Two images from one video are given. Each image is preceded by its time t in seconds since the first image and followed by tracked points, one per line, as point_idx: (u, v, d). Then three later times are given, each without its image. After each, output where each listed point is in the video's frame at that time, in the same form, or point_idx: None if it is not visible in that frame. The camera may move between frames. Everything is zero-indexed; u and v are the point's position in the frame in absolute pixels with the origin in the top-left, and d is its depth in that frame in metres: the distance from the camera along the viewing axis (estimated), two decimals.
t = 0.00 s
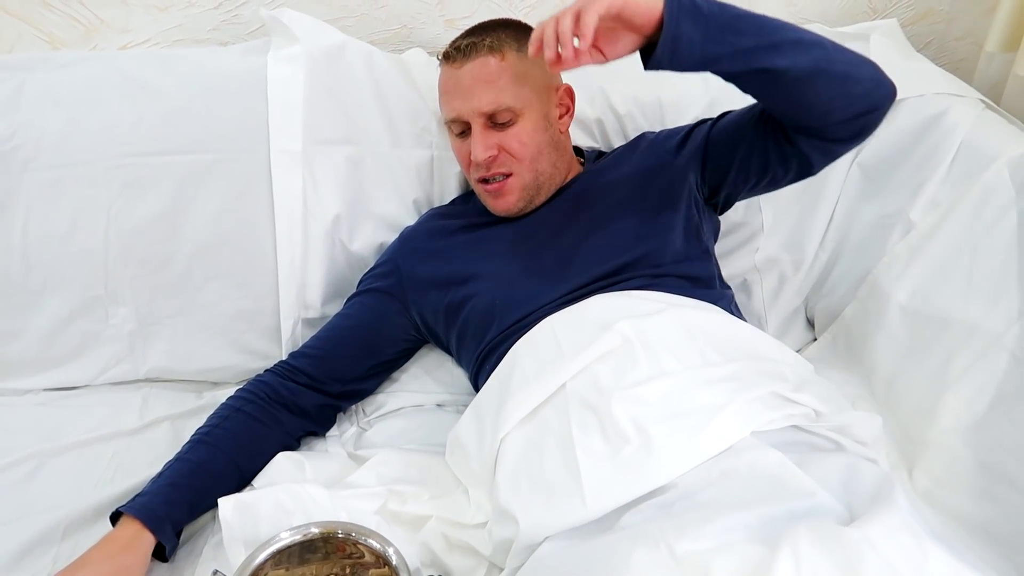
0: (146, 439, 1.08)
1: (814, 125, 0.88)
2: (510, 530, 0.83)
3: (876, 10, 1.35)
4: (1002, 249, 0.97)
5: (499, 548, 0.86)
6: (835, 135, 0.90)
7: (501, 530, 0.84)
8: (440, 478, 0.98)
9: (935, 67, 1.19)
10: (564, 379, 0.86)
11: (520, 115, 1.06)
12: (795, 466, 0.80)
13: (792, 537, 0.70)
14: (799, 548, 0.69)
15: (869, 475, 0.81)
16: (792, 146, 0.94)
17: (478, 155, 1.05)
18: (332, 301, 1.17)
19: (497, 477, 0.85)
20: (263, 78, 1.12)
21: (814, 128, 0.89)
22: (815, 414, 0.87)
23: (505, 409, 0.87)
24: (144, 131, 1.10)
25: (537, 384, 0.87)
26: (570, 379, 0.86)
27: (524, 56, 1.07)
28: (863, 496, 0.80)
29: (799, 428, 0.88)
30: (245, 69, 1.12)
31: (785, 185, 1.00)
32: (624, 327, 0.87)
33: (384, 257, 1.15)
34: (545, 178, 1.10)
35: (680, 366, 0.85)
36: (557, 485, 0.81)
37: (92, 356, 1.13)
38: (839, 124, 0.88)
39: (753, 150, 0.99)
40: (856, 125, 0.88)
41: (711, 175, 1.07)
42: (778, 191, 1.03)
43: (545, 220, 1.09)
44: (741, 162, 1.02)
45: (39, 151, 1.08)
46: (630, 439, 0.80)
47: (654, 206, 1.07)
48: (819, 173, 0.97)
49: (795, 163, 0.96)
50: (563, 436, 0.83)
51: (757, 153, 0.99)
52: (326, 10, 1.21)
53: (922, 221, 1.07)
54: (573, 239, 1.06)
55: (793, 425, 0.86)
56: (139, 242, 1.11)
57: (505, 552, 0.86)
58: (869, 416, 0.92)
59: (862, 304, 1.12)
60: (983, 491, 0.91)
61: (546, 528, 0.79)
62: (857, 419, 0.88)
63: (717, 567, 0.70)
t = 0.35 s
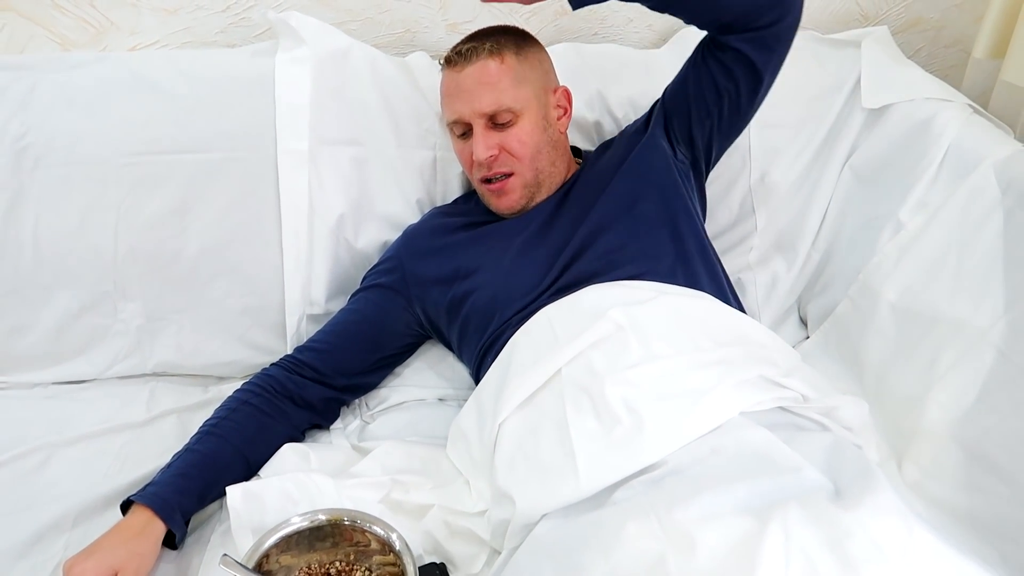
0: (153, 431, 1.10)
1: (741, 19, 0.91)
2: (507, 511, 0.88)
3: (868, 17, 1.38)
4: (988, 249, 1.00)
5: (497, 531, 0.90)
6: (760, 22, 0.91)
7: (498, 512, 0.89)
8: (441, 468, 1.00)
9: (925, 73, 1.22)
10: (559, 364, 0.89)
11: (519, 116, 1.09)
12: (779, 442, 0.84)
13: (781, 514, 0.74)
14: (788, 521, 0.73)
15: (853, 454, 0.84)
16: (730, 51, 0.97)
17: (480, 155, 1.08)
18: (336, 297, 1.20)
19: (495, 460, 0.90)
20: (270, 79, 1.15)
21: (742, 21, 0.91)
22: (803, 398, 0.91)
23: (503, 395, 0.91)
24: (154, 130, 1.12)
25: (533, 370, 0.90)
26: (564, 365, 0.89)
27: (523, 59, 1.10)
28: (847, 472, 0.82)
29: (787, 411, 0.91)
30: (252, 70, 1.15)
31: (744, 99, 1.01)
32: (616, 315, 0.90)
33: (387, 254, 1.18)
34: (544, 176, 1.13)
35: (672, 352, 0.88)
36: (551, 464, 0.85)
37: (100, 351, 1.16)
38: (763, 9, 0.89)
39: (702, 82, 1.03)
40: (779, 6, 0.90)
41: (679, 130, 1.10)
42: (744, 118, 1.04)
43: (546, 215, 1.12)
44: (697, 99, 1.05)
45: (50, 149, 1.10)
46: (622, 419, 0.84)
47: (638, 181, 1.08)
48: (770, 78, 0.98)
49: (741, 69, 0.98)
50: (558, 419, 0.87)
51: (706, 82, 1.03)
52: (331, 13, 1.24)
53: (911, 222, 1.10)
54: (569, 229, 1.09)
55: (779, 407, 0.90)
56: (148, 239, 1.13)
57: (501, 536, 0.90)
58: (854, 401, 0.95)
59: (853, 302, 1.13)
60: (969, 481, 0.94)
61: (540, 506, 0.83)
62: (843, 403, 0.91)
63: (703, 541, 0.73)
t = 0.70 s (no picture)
0: (161, 423, 1.13)
1: None
2: (502, 497, 0.90)
3: (861, 23, 1.42)
4: (975, 249, 1.04)
5: (494, 518, 0.92)
6: None
7: (495, 499, 0.91)
8: (442, 459, 1.03)
9: (916, 78, 1.25)
10: (547, 355, 0.92)
11: (519, 120, 1.11)
12: (761, 420, 0.85)
13: (766, 486, 0.77)
14: (773, 500, 0.76)
15: (833, 435, 0.87)
16: (675, 26, 1.09)
17: (481, 157, 1.10)
18: (340, 293, 1.23)
19: (490, 447, 0.93)
20: (278, 80, 1.18)
21: None
22: (786, 374, 0.94)
23: (495, 385, 0.94)
24: (164, 129, 1.15)
25: (523, 360, 0.93)
26: (553, 355, 0.92)
27: (524, 65, 1.12)
28: (827, 452, 0.85)
29: (766, 388, 0.94)
30: (261, 71, 1.18)
31: (700, 67, 1.10)
32: (600, 303, 0.93)
33: (387, 251, 1.21)
34: (542, 178, 1.15)
35: (655, 336, 0.91)
36: (545, 449, 0.88)
37: (109, 345, 1.18)
38: None
39: (658, 62, 1.12)
40: None
41: (650, 117, 1.16)
42: (705, 88, 1.12)
43: (545, 212, 1.15)
44: (658, 79, 1.13)
45: (63, 147, 1.13)
46: (609, 402, 0.87)
47: (618, 164, 1.12)
48: (718, 42, 1.08)
49: (689, 38, 1.09)
50: (549, 407, 0.90)
51: (662, 61, 1.11)
52: (337, 17, 1.27)
53: (902, 221, 1.13)
54: (557, 216, 1.12)
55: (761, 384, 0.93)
56: (158, 235, 1.16)
57: (498, 523, 0.92)
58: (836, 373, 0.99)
59: (844, 300, 1.16)
60: (957, 473, 0.97)
61: (534, 492, 0.86)
62: (821, 376, 0.95)
63: (686, 519, 0.77)
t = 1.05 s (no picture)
0: (168, 413, 1.15)
1: None
2: (511, 492, 0.92)
3: (855, 27, 1.45)
4: (964, 245, 1.07)
5: (495, 506, 0.95)
6: None
7: (502, 493, 0.93)
8: (444, 448, 1.05)
9: (908, 80, 1.28)
10: (556, 355, 0.94)
11: (523, 118, 1.14)
12: (762, 419, 0.88)
13: (768, 489, 0.79)
14: (775, 500, 0.78)
15: (834, 439, 0.88)
16: (669, 33, 1.12)
17: (487, 154, 1.13)
18: (344, 288, 1.25)
19: (497, 444, 0.94)
20: (285, 78, 1.20)
21: None
22: (787, 373, 0.96)
23: (503, 383, 0.95)
24: (173, 126, 1.18)
25: (533, 360, 0.95)
26: (561, 355, 0.94)
27: (528, 64, 1.14)
28: (830, 454, 0.86)
29: (770, 388, 0.96)
30: (268, 69, 1.20)
31: (694, 72, 1.13)
32: (607, 304, 0.95)
33: (392, 248, 1.23)
34: (545, 176, 1.18)
35: (660, 336, 0.93)
36: (555, 448, 0.90)
37: (118, 336, 1.21)
38: None
39: (653, 68, 1.15)
40: None
41: (646, 121, 1.18)
42: (699, 92, 1.15)
43: (548, 211, 1.17)
44: (653, 85, 1.16)
45: (74, 143, 1.16)
46: (618, 401, 0.89)
47: (619, 168, 1.15)
48: (710, 46, 1.11)
49: (682, 45, 1.12)
50: (558, 404, 0.92)
51: (657, 67, 1.14)
52: (342, 17, 1.30)
53: (894, 219, 1.16)
54: (560, 218, 1.14)
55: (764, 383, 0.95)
56: (167, 229, 1.19)
57: (500, 511, 0.95)
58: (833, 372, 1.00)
59: (839, 295, 1.18)
60: (946, 463, 1.00)
61: (548, 486, 0.88)
62: (821, 374, 0.97)
63: (698, 520, 0.79)
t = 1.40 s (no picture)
0: (177, 403, 1.17)
1: (670, 3, 1.10)
2: (515, 482, 0.94)
3: (854, 30, 1.47)
4: (959, 244, 1.09)
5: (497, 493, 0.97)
6: (685, 4, 1.10)
7: (505, 484, 0.95)
8: (448, 439, 1.07)
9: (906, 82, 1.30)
10: (558, 350, 0.96)
11: (527, 117, 1.16)
12: (756, 409, 0.89)
13: (763, 481, 0.80)
14: (769, 490, 0.78)
15: (829, 433, 0.89)
16: (669, 36, 1.14)
17: (491, 152, 1.15)
18: (351, 282, 1.27)
19: (499, 438, 0.95)
20: (295, 76, 1.23)
21: (672, 4, 1.10)
22: (784, 367, 0.97)
23: (504, 377, 0.97)
24: (185, 122, 1.20)
25: (534, 355, 0.96)
26: (563, 349, 0.96)
27: (532, 65, 1.16)
28: (825, 448, 0.87)
29: (768, 381, 0.97)
30: (278, 67, 1.23)
31: (694, 75, 1.15)
32: (607, 299, 0.97)
33: (398, 244, 1.25)
34: (548, 175, 1.20)
35: (659, 330, 0.94)
36: (557, 440, 0.92)
37: (128, 327, 1.24)
38: None
39: (654, 71, 1.17)
40: None
41: (646, 123, 1.21)
42: (699, 95, 1.17)
43: (550, 210, 1.19)
44: (654, 87, 1.18)
45: (88, 137, 1.19)
46: (618, 394, 0.91)
47: (619, 168, 1.17)
48: (710, 50, 1.13)
49: (683, 49, 1.14)
50: (560, 399, 0.94)
51: (658, 70, 1.17)
52: (351, 17, 1.32)
53: (890, 218, 1.18)
54: (562, 216, 1.16)
55: (762, 376, 0.96)
56: (177, 223, 1.21)
57: (502, 499, 0.97)
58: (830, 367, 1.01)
59: (836, 294, 1.20)
60: (940, 456, 1.02)
61: (550, 479, 0.90)
62: (820, 370, 0.97)
63: (696, 511, 0.80)
